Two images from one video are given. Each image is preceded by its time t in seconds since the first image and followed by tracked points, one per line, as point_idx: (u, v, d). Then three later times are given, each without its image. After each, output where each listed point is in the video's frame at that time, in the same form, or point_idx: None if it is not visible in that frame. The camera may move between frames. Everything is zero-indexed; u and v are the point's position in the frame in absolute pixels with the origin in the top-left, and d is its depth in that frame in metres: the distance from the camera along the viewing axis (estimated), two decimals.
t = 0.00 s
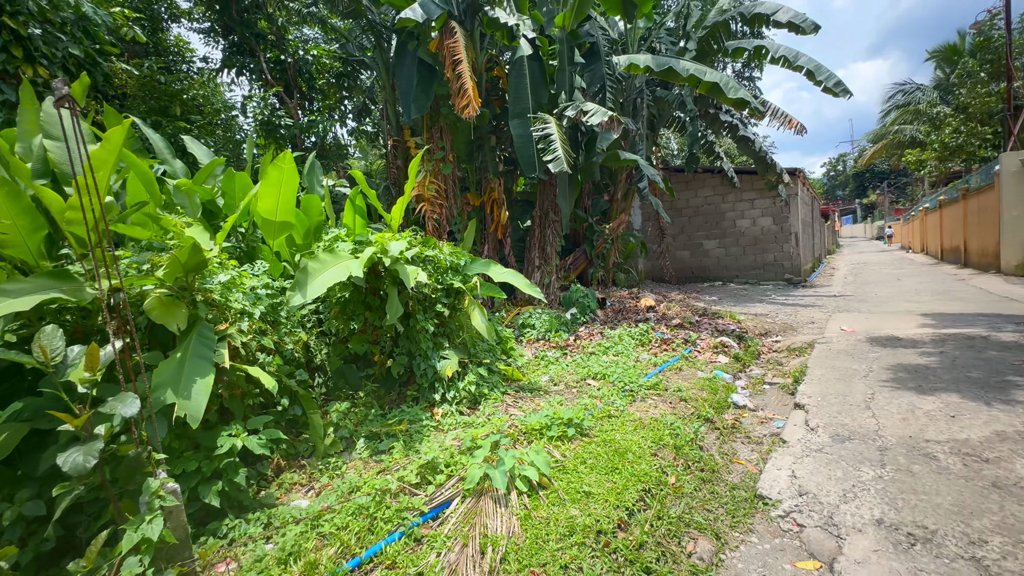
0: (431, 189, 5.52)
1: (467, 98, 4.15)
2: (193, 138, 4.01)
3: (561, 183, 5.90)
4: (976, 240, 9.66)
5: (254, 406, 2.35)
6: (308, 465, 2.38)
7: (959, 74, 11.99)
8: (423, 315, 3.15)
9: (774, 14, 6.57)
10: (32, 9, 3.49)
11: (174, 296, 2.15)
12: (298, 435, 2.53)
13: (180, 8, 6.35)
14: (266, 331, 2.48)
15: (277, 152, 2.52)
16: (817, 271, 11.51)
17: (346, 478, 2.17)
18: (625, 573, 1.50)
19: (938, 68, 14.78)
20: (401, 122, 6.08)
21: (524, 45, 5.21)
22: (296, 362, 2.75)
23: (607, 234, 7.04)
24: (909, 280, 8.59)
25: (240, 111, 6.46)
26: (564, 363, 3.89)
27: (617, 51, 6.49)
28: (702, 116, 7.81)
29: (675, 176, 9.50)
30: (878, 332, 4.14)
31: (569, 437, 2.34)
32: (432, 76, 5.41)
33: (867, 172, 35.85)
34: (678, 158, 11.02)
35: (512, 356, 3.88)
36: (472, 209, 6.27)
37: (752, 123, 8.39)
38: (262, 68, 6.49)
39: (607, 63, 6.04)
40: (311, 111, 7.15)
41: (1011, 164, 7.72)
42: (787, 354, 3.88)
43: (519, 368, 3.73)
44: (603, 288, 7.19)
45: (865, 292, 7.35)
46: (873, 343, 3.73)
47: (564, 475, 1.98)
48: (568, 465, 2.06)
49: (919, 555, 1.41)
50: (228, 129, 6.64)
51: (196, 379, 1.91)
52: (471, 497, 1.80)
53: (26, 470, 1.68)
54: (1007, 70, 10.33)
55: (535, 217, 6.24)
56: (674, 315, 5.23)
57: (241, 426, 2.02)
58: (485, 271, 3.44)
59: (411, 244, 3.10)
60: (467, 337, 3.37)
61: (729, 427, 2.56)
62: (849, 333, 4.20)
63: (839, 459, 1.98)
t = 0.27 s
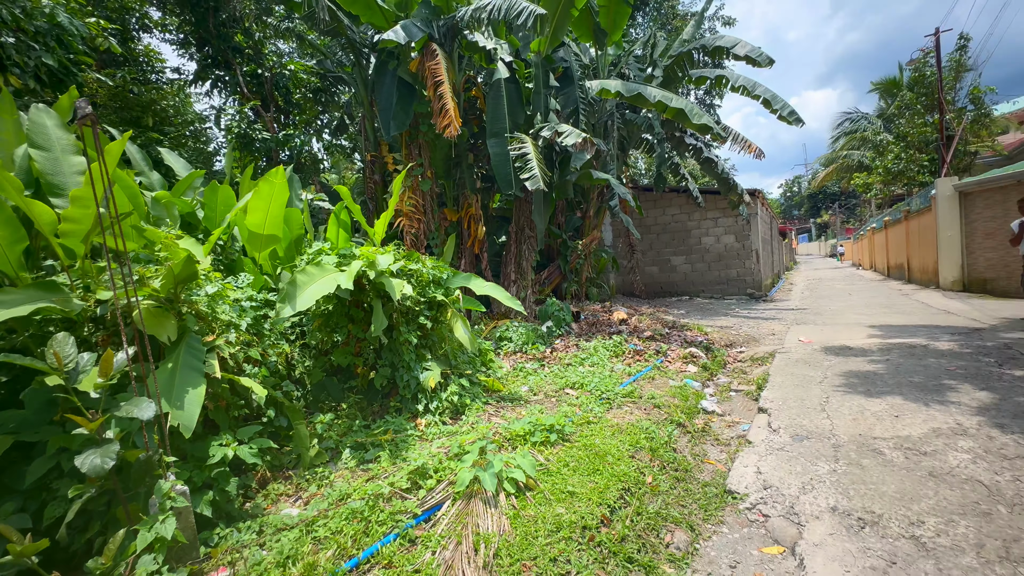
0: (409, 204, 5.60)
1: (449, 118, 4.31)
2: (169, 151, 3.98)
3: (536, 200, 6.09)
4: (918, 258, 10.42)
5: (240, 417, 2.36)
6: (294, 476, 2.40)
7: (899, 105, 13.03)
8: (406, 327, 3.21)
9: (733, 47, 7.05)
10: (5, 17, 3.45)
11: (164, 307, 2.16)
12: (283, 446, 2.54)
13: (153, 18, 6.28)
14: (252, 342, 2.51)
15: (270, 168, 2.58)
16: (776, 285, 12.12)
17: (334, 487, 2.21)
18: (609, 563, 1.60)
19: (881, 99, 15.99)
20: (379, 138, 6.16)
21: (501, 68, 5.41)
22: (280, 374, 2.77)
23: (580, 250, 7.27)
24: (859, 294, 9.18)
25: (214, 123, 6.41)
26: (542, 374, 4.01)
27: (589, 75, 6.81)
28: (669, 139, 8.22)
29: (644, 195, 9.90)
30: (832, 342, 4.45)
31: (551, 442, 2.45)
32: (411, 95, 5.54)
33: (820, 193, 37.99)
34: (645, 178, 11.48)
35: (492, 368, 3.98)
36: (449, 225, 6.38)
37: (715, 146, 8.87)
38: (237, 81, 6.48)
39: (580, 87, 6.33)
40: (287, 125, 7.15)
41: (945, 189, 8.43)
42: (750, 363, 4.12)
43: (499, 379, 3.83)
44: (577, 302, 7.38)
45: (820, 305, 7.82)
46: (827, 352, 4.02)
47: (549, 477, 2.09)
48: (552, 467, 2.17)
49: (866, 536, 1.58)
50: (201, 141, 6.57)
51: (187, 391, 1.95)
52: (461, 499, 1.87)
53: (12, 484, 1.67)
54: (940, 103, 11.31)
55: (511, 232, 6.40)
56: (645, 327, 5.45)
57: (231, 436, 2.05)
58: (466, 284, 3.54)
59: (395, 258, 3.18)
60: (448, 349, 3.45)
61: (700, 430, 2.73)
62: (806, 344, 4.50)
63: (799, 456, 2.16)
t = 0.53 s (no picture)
0: (399, 216, 5.71)
1: (442, 136, 4.46)
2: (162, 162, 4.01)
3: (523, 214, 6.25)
4: (884, 272, 10.95)
5: (240, 424, 2.40)
6: (294, 481, 2.45)
7: (864, 127, 13.75)
8: (401, 337, 3.29)
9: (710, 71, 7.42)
10: (3, 29, 3.50)
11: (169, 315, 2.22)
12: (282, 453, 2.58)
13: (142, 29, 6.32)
14: (253, 350, 2.56)
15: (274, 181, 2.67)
16: (752, 298, 12.53)
17: (336, 491, 2.27)
18: (605, 554, 1.71)
19: (848, 122, 16.83)
20: (368, 151, 6.27)
21: (490, 87, 5.58)
22: (277, 382, 2.81)
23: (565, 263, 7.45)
24: (830, 307, 9.58)
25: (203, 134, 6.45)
26: (531, 382, 4.12)
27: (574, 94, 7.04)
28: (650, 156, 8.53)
29: (626, 210, 10.19)
30: (805, 351, 4.69)
31: (544, 446, 2.56)
32: (402, 110, 5.66)
33: (793, 209, 39.36)
34: (627, 193, 11.82)
35: (483, 377, 4.07)
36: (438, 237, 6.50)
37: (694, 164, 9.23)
38: (227, 93, 6.54)
39: (565, 106, 6.56)
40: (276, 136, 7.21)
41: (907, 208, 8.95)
42: (730, 372, 4.31)
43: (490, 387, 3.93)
44: (562, 314, 7.53)
45: (794, 317, 8.15)
46: (801, 361, 4.24)
47: (544, 476, 2.20)
48: (547, 469, 2.27)
49: (837, 526, 1.73)
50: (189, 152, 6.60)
51: (197, 396, 2.02)
52: (462, 499, 1.96)
53: (21, 488, 1.70)
54: (901, 126, 11.99)
55: (499, 245, 6.55)
56: (629, 338, 5.62)
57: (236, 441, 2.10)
58: (459, 295, 3.65)
59: (391, 268, 3.27)
60: (441, 357, 3.54)
61: (684, 434, 2.87)
62: (781, 353, 4.72)
63: (776, 456, 2.32)
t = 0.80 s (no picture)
0: (399, 224, 5.81)
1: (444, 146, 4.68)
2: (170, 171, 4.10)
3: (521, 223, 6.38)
4: (868, 282, 11.26)
5: (255, 425, 2.47)
6: (307, 480, 2.51)
7: (848, 142, 14.20)
8: (407, 341, 3.36)
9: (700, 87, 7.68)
10: (17, 38, 3.58)
11: (189, 317, 2.29)
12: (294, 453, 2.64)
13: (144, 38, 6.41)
14: (267, 353, 2.63)
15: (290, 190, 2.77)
16: (741, 307, 12.76)
17: (350, 489, 2.34)
18: (613, 543, 1.80)
19: (832, 136, 17.34)
20: (368, 161, 6.37)
21: (490, 99, 5.72)
22: (289, 384, 2.88)
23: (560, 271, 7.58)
24: (817, 316, 9.82)
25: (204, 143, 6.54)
26: (531, 387, 4.21)
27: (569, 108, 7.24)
28: (643, 168, 8.75)
29: (619, 220, 10.38)
30: (795, 358, 4.85)
31: (550, 445, 2.66)
32: (403, 121, 5.79)
33: (780, 221, 40.10)
34: (619, 204, 12.05)
35: (484, 382, 4.15)
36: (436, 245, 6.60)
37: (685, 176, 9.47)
38: (229, 102, 6.63)
39: (562, 119, 6.75)
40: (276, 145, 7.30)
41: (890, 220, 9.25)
42: (723, 377, 4.45)
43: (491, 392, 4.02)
44: (557, 322, 7.65)
45: (782, 326, 8.36)
46: (791, 367, 4.40)
47: (552, 473, 2.30)
48: (554, 466, 2.37)
49: (829, 514, 1.85)
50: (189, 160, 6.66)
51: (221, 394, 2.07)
52: (475, 494, 2.05)
53: (53, 483, 1.76)
54: (883, 142, 12.41)
55: (496, 253, 6.67)
56: (625, 345, 5.75)
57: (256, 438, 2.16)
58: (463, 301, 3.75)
59: (400, 274, 3.37)
60: (445, 362, 3.63)
61: (682, 434, 2.98)
62: (773, 359, 4.88)
63: (771, 453, 2.44)
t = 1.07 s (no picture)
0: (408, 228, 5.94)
1: (456, 152, 4.92)
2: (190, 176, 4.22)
3: (526, 228, 6.51)
4: (863, 288, 11.46)
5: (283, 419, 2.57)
6: (332, 472, 2.61)
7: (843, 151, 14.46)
8: (423, 341, 3.47)
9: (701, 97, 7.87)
10: (45, 46, 3.70)
11: (222, 315, 2.39)
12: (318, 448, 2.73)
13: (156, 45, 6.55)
14: (294, 351, 2.74)
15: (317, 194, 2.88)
16: (739, 312, 12.92)
17: (375, 480, 2.44)
18: (633, 527, 1.91)
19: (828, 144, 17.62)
20: (377, 166, 6.50)
21: (496, 108, 5.86)
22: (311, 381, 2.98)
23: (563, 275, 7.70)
24: (814, 321, 9.99)
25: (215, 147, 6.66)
26: (540, 387, 4.32)
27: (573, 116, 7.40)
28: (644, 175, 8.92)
29: (620, 226, 10.53)
30: (795, 360, 4.99)
31: (565, 440, 2.77)
32: (413, 128, 5.93)
33: (776, 228, 40.46)
34: (620, 209, 12.22)
35: (495, 382, 4.26)
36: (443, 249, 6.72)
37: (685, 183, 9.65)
38: (240, 107, 6.77)
39: (567, 127, 6.92)
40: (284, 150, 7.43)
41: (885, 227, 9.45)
42: (726, 378, 4.58)
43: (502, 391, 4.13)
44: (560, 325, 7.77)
45: (780, 330, 8.51)
46: (792, 368, 4.53)
47: (569, 465, 2.41)
48: (571, 459, 2.48)
49: (834, 500, 1.97)
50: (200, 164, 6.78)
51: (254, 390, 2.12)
52: (499, 483, 2.15)
53: (103, 469, 1.86)
54: (877, 150, 12.67)
55: (501, 257, 6.80)
56: (628, 347, 5.87)
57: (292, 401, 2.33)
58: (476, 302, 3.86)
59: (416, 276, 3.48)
60: (459, 361, 3.74)
61: (690, 431, 3.09)
62: (773, 361, 5.02)
63: (777, 447, 2.56)
